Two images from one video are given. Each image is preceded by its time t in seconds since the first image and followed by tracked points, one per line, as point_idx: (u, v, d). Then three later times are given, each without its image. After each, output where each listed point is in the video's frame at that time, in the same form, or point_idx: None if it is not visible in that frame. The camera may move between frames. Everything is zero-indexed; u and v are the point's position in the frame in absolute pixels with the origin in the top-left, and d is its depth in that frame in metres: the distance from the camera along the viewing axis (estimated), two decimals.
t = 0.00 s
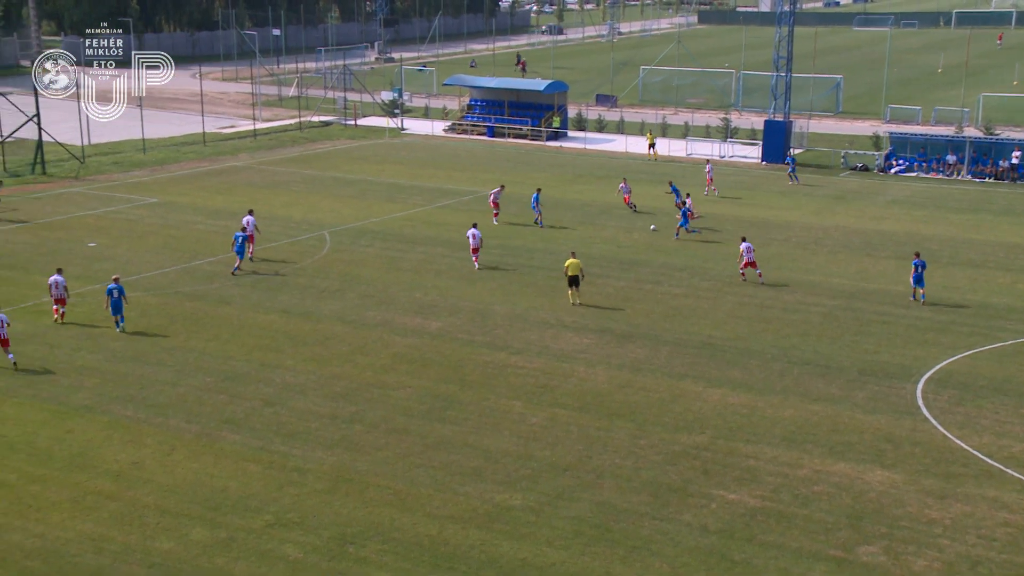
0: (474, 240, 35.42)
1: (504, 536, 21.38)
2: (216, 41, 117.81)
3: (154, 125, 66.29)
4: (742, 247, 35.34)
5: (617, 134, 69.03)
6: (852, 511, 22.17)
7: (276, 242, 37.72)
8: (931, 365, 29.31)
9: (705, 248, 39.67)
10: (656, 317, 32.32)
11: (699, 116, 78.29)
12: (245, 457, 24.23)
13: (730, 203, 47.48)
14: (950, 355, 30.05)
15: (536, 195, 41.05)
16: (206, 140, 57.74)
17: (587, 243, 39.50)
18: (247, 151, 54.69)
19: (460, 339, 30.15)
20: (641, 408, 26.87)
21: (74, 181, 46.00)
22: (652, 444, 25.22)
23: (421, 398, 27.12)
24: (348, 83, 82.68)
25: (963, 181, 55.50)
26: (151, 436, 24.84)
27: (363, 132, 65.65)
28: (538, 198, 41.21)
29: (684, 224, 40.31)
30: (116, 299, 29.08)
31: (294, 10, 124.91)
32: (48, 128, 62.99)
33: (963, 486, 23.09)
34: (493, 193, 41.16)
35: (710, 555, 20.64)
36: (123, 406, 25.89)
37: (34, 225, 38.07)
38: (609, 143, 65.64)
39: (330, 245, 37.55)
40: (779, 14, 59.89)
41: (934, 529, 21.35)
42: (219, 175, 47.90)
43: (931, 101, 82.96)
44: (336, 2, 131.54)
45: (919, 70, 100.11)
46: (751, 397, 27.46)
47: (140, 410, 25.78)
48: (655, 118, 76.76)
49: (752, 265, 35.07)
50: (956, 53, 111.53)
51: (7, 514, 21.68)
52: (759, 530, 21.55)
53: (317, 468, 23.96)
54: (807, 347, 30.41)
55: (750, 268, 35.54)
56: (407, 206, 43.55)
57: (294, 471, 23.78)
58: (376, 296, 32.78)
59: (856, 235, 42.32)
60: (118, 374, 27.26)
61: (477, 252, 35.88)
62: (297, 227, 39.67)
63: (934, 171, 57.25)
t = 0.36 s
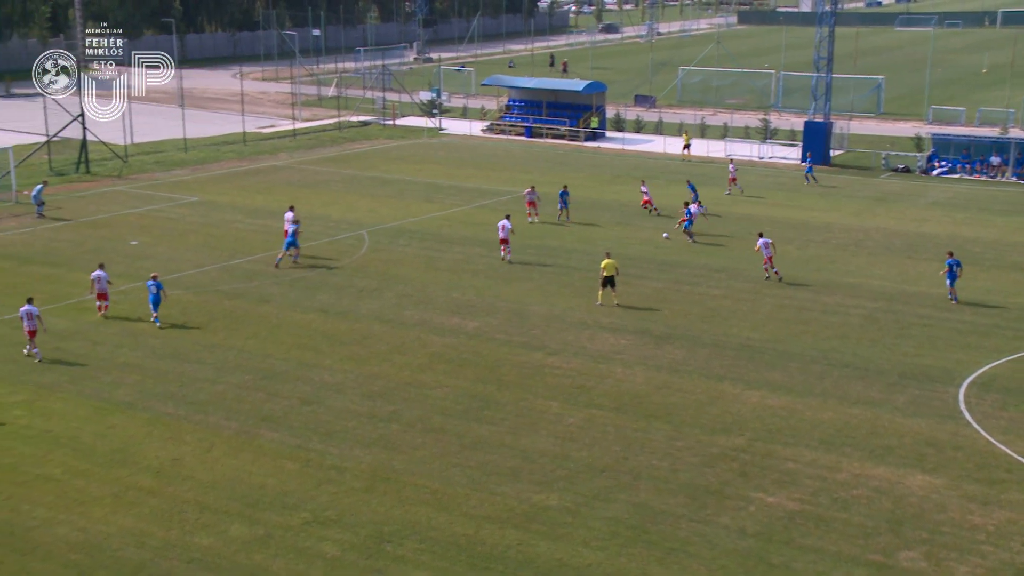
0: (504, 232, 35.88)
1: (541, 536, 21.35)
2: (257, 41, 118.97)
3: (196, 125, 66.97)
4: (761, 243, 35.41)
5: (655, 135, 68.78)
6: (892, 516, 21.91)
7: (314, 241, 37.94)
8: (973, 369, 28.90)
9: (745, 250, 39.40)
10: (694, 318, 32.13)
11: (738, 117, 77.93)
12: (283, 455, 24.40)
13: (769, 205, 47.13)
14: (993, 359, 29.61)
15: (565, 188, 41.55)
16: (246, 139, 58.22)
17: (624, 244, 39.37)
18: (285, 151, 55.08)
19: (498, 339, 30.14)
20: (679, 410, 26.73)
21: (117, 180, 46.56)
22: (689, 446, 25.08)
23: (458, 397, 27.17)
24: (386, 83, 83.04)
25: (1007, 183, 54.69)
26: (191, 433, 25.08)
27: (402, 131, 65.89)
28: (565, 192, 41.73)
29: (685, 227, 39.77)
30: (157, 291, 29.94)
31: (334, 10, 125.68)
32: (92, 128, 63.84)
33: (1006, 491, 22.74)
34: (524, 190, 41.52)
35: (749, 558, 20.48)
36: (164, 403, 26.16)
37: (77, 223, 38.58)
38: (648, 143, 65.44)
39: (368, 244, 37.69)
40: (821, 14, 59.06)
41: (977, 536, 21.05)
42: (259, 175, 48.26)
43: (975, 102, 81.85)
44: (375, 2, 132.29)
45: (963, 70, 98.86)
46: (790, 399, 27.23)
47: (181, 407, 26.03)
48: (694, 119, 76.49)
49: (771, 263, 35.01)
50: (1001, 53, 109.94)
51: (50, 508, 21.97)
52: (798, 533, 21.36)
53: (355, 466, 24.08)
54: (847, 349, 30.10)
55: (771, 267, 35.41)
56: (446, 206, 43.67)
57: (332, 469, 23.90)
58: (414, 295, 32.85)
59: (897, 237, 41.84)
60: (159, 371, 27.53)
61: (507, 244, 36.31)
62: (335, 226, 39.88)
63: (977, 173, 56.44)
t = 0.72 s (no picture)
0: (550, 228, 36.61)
1: (594, 537, 21.30)
2: (317, 41, 120.11)
3: (256, 123, 67.82)
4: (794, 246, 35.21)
5: (712, 136, 68.22)
6: (953, 524, 21.55)
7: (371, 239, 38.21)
8: None
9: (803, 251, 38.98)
10: (751, 320, 31.87)
11: (797, 118, 77.22)
12: (339, 452, 24.60)
13: (828, 206, 46.61)
14: None
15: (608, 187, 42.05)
16: (304, 138, 58.79)
17: (681, 245, 39.14)
18: (343, 150, 55.55)
19: (552, 339, 30.13)
20: (735, 412, 26.53)
21: (178, 177, 47.27)
22: (745, 449, 24.87)
23: (512, 397, 27.20)
24: (444, 83, 83.42)
25: None
26: (249, 428, 25.39)
27: (459, 131, 66.16)
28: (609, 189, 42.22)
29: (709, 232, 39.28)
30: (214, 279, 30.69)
31: (393, 10, 126.46)
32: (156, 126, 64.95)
33: None
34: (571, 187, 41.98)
35: (805, 563, 20.26)
36: (223, 398, 26.52)
37: (140, 220, 39.25)
38: (705, 144, 65.03)
39: (424, 243, 37.89)
40: (884, 14, 58.19)
41: None
42: (318, 174, 48.72)
43: None
44: (434, 2, 132.96)
45: None
46: (847, 403, 26.90)
47: (239, 403, 26.35)
48: (752, 119, 75.92)
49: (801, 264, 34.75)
50: None
51: (112, 500, 22.38)
52: (855, 539, 21.09)
53: (410, 464, 24.21)
54: (907, 354, 29.66)
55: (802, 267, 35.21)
56: (502, 205, 43.83)
57: (387, 467, 24.06)
58: (469, 294, 32.95)
59: (960, 240, 41.13)
60: (218, 366, 27.89)
61: (553, 243, 36.81)
62: (392, 224, 40.13)
63: None
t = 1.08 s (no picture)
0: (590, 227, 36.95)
1: (641, 539, 21.17)
2: (368, 40, 120.76)
3: (308, 122, 68.32)
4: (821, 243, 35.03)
5: (764, 137, 67.68)
6: (1007, 532, 21.18)
7: (421, 238, 38.29)
8: None
9: (857, 254, 38.53)
10: (802, 322, 31.54)
11: (852, 118, 76.48)
12: (387, 450, 24.66)
13: (883, 208, 46.03)
14: None
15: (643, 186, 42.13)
16: (354, 137, 59.07)
17: (733, 247, 38.85)
18: (394, 149, 55.74)
19: (600, 340, 29.99)
20: (785, 415, 26.27)
21: (230, 176, 47.66)
22: (794, 453, 24.60)
23: (560, 397, 27.10)
24: (494, 81, 83.48)
25: None
26: (298, 426, 25.52)
27: (509, 131, 66.20)
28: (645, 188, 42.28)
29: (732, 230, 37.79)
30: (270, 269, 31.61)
31: (443, 10, 126.79)
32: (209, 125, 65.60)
33: None
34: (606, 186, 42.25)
35: (855, 569, 20.00)
36: (271, 395, 26.65)
37: (193, 217, 39.63)
38: (757, 144, 64.55)
39: (473, 242, 37.90)
40: (943, 12, 57.39)
41: None
42: (367, 172, 48.92)
43: None
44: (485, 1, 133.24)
45: None
46: (900, 407, 26.53)
47: (288, 400, 26.49)
48: (806, 119, 75.28)
49: (828, 264, 34.54)
50: None
51: (163, 495, 22.57)
52: (905, 546, 20.79)
53: (456, 463, 24.20)
54: (962, 359, 29.19)
55: (828, 267, 34.92)
56: (552, 205, 43.78)
57: (434, 466, 24.07)
58: (518, 294, 32.89)
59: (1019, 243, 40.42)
60: (267, 363, 28.06)
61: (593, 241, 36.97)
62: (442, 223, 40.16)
63: None
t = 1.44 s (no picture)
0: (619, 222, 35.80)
1: (681, 553, 19.86)
2: (397, 28, 119.69)
3: (335, 113, 67.15)
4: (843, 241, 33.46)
5: (813, 129, 65.98)
6: None
7: (452, 233, 37.07)
8: None
9: (909, 254, 36.96)
10: (851, 326, 30.08)
11: (905, 110, 74.65)
12: (414, 457, 23.47)
13: (937, 205, 44.37)
14: None
15: (666, 179, 40.85)
16: (384, 129, 57.92)
17: (776, 245, 37.41)
18: (424, 141, 54.55)
19: (639, 342, 28.67)
20: (834, 423, 24.86)
21: (253, 169, 46.62)
22: (844, 463, 23.20)
23: (595, 403, 25.81)
24: (528, 72, 82.06)
25: None
26: (321, 430, 24.38)
27: (544, 122, 64.88)
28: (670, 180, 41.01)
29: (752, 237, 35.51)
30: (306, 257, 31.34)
31: None
32: (234, 117, 64.48)
33: None
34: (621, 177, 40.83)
35: None
36: (294, 398, 25.53)
37: (215, 212, 38.56)
38: (804, 137, 62.93)
39: (506, 239, 36.64)
40: None
41: None
42: (395, 166, 47.74)
43: None
44: None
45: None
46: (956, 417, 25.05)
47: (311, 403, 25.35)
48: (856, 111, 73.49)
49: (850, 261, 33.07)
50: None
51: (180, 501, 21.49)
52: (965, 564, 19.37)
53: (486, 471, 22.98)
54: (1022, 366, 27.63)
55: (847, 268, 33.45)
56: (586, 201, 42.48)
57: (463, 473, 22.86)
58: (552, 294, 31.61)
59: None
60: (290, 364, 26.93)
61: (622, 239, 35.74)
62: (473, 220, 38.92)
63: None
